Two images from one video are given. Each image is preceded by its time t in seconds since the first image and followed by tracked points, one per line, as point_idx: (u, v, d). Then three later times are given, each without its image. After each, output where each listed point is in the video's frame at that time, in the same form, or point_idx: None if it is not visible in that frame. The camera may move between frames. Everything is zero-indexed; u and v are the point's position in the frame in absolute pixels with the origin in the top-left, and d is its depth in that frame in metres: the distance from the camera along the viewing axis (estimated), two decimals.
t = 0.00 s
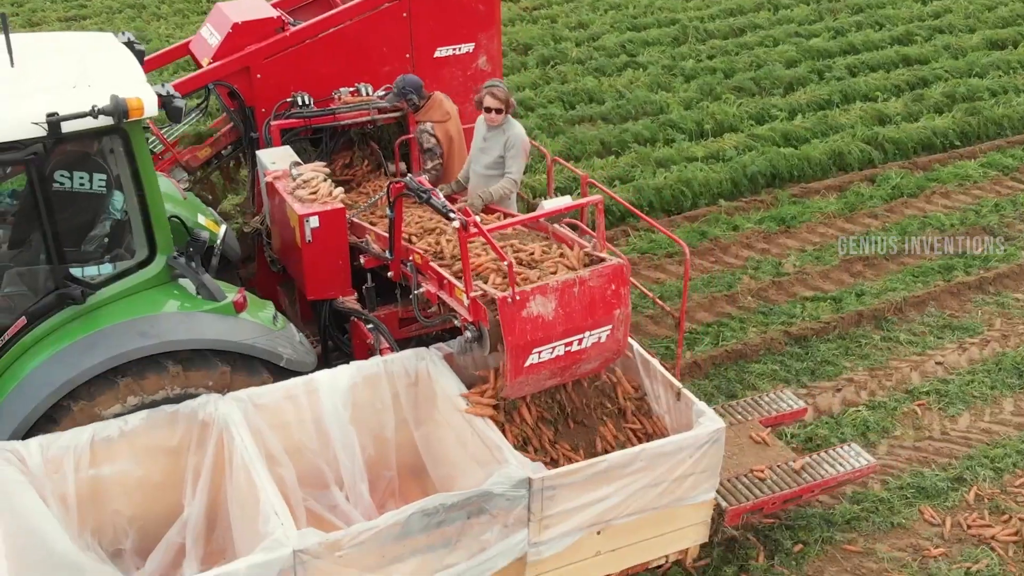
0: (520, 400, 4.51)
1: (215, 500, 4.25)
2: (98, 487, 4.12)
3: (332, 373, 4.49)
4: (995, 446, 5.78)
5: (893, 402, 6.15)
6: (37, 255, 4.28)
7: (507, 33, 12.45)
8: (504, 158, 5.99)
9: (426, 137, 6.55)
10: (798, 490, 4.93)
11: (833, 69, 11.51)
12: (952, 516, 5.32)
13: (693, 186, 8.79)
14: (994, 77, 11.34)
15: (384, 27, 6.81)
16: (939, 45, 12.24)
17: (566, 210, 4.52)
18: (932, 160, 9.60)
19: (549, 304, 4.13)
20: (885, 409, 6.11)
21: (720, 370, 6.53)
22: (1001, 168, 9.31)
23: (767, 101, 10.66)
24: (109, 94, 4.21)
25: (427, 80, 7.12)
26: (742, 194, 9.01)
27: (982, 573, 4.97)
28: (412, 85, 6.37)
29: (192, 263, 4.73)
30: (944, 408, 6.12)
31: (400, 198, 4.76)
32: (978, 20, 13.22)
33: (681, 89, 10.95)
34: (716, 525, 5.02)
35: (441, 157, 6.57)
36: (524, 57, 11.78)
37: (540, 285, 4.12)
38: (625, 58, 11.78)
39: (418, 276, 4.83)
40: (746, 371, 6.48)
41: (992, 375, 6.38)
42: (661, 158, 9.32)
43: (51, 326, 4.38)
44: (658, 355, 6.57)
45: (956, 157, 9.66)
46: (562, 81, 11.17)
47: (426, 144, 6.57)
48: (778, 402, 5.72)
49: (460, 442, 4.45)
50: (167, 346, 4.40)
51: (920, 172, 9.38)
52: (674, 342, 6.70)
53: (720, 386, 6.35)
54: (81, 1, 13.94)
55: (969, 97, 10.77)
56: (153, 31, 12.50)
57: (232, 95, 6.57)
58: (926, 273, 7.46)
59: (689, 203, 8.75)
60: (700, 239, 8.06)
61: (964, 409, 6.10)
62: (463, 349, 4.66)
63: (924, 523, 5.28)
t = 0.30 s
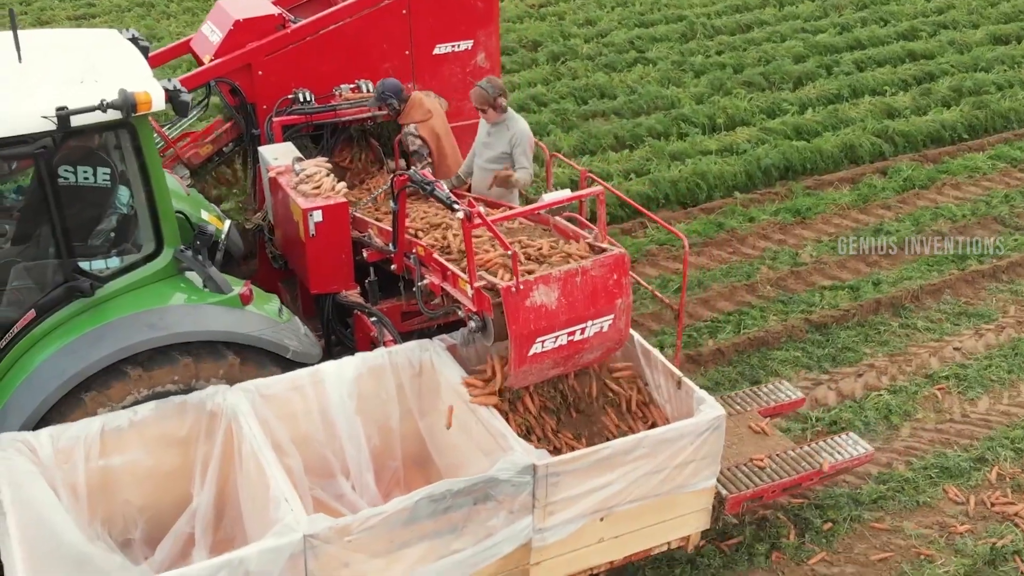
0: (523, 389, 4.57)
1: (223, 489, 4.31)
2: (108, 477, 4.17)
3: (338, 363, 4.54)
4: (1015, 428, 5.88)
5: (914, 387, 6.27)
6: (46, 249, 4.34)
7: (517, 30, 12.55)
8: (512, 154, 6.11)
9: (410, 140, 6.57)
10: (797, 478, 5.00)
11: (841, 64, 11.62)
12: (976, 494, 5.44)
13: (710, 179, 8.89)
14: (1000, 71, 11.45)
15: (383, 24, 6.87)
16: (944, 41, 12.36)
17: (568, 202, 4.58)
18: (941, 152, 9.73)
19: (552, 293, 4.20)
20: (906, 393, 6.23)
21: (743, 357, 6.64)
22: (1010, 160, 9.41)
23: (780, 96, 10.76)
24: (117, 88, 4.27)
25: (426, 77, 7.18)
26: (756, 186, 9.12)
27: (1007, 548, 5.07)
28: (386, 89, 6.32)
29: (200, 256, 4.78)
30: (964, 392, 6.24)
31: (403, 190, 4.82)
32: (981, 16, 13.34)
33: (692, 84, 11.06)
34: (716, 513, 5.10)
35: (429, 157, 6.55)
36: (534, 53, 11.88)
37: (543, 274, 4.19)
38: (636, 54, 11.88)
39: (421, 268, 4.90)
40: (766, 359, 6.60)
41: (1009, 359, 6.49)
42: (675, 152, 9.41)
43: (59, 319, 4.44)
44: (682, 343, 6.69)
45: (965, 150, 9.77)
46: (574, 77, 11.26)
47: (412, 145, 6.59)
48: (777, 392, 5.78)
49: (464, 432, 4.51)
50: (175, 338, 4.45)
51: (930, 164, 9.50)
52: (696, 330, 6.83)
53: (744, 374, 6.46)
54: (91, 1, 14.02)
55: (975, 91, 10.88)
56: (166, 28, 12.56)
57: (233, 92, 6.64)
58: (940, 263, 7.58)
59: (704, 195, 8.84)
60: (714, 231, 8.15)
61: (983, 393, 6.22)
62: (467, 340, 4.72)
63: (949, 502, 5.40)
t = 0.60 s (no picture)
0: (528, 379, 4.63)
1: (232, 479, 4.36)
2: (119, 468, 4.22)
3: (345, 355, 4.60)
4: None
5: (937, 369, 6.41)
6: (57, 242, 4.40)
7: (528, 27, 12.59)
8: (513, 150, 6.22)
9: (398, 142, 6.26)
10: (797, 467, 5.06)
11: (853, 59, 11.70)
12: (1002, 472, 5.59)
13: (728, 173, 8.96)
14: (1008, 66, 11.56)
15: (385, 21, 6.93)
16: (953, 35, 12.43)
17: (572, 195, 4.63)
18: (954, 145, 9.83)
19: (556, 284, 4.26)
20: (930, 375, 6.37)
21: (769, 344, 6.74)
22: (1022, 152, 9.52)
23: (797, 89, 10.84)
24: (126, 83, 4.34)
25: (427, 74, 7.24)
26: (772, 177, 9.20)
27: None
28: (368, 93, 6.32)
29: (207, 250, 4.83)
30: (986, 373, 6.39)
31: (408, 184, 4.86)
32: (986, 12, 13.43)
33: (705, 79, 11.12)
34: (716, 503, 5.15)
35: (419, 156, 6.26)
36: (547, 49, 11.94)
37: (547, 266, 4.25)
38: (649, 50, 11.94)
39: (426, 261, 4.96)
40: (792, 346, 6.70)
41: None
42: (690, 145, 9.48)
43: (69, 312, 4.50)
44: (707, 330, 6.78)
45: (976, 142, 9.88)
46: (588, 72, 11.32)
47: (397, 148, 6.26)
48: (776, 383, 5.84)
49: (469, 422, 4.57)
50: (183, 330, 4.51)
51: (943, 156, 9.59)
52: (721, 317, 6.93)
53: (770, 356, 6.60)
54: None
55: (984, 85, 10.97)
56: (179, 26, 12.60)
57: (236, 89, 6.70)
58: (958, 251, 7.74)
59: (723, 186, 8.91)
60: (730, 224, 8.22)
61: (1004, 374, 6.36)
62: (472, 331, 4.79)
63: (976, 478, 5.56)
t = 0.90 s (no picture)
0: (533, 373, 4.69)
1: (241, 471, 4.41)
2: (129, 460, 4.26)
3: (352, 349, 4.65)
4: None
5: (959, 356, 6.60)
6: (66, 238, 4.45)
7: (541, 24, 12.68)
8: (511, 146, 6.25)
9: (389, 140, 6.37)
10: (797, 460, 5.11)
11: (863, 55, 11.82)
12: None
13: (747, 169, 9.11)
14: (1016, 62, 11.68)
15: (388, 20, 6.98)
16: (962, 32, 12.55)
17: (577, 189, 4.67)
18: (966, 139, 9.99)
19: (560, 278, 4.31)
20: (952, 362, 6.56)
21: (790, 335, 6.91)
22: None
23: (811, 85, 10.97)
24: (136, 80, 4.38)
25: (430, 72, 7.29)
26: (787, 172, 9.34)
27: None
28: (370, 91, 6.41)
29: (215, 246, 4.89)
30: (1006, 360, 6.56)
31: (414, 180, 4.89)
32: (992, 8, 13.55)
33: (718, 75, 11.24)
34: (719, 495, 5.19)
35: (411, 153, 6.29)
36: (559, 46, 12.03)
37: (552, 260, 4.31)
38: (661, 46, 12.05)
39: (431, 256, 5.01)
40: (815, 335, 6.90)
41: None
42: (707, 140, 9.61)
43: (79, 307, 4.54)
44: (729, 321, 6.96)
45: (988, 137, 10.03)
46: (602, 69, 11.43)
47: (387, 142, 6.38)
48: (777, 377, 5.91)
49: (474, 415, 4.62)
50: (192, 325, 4.55)
51: (956, 150, 9.74)
52: (744, 307, 7.11)
53: (790, 347, 6.77)
54: None
55: (993, 81, 11.10)
56: (195, 24, 12.69)
57: (241, 87, 6.76)
58: (973, 242, 7.92)
59: (740, 179, 9.06)
60: (744, 219, 8.35)
61: None
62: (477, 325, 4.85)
63: (1000, 461, 5.72)
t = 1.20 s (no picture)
0: (540, 368, 4.73)
1: (252, 466, 4.46)
2: (141, 455, 4.30)
3: (360, 345, 4.70)
4: None
5: (984, 344, 6.72)
6: (77, 234, 4.49)
7: (556, 22, 12.74)
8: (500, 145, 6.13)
9: (393, 137, 6.52)
10: (802, 455, 5.16)
11: (879, 52, 11.88)
12: None
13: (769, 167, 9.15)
14: None
15: (392, 20, 7.03)
16: (975, 29, 12.61)
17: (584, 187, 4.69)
18: (982, 134, 10.06)
19: (568, 274, 4.34)
20: (977, 349, 6.68)
21: (814, 326, 7.02)
22: None
23: (829, 80, 11.04)
24: (147, 79, 4.42)
25: (434, 72, 7.34)
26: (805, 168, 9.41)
27: None
28: (375, 87, 6.46)
29: (225, 243, 4.91)
30: None
31: (421, 177, 4.94)
32: (1002, 6, 13.62)
33: (735, 72, 11.31)
34: (724, 490, 5.22)
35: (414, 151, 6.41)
36: (575, 44, 12.10)
37: (559, 256, 4.34)
38: (677, 44, 12.11)
39: (438, 253, 5.04)
40: (841, 324, 7.01)
41: None
42: (727, 135, 9.66)
43: (90, 303, 4.59)
44: (755, 310, 7.06)
45: (1003, 133, 10.11)
46: (619, 66, 11.49)
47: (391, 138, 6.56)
48: (780, 373, 5.95)
49: (482, 410, 4.67)
50: (202, 321, 4.58)
51: (972, 146, 9.81)
52: (771, 297, 7.22)
53: (817, 338, 6.87)
54: None
55: (1007, 78, 11.16)
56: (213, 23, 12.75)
57: (247, 86, 6.79)
58: (993, 234, 8.01)
59: (761, 173, 9.12)
60: (762, 215, 8.41)
61: None
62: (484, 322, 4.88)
63: None
